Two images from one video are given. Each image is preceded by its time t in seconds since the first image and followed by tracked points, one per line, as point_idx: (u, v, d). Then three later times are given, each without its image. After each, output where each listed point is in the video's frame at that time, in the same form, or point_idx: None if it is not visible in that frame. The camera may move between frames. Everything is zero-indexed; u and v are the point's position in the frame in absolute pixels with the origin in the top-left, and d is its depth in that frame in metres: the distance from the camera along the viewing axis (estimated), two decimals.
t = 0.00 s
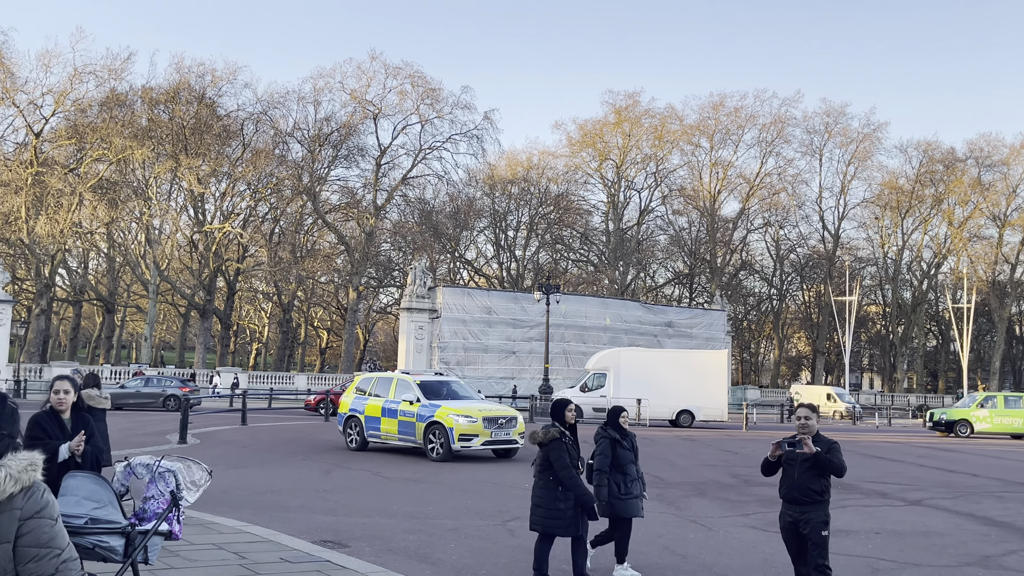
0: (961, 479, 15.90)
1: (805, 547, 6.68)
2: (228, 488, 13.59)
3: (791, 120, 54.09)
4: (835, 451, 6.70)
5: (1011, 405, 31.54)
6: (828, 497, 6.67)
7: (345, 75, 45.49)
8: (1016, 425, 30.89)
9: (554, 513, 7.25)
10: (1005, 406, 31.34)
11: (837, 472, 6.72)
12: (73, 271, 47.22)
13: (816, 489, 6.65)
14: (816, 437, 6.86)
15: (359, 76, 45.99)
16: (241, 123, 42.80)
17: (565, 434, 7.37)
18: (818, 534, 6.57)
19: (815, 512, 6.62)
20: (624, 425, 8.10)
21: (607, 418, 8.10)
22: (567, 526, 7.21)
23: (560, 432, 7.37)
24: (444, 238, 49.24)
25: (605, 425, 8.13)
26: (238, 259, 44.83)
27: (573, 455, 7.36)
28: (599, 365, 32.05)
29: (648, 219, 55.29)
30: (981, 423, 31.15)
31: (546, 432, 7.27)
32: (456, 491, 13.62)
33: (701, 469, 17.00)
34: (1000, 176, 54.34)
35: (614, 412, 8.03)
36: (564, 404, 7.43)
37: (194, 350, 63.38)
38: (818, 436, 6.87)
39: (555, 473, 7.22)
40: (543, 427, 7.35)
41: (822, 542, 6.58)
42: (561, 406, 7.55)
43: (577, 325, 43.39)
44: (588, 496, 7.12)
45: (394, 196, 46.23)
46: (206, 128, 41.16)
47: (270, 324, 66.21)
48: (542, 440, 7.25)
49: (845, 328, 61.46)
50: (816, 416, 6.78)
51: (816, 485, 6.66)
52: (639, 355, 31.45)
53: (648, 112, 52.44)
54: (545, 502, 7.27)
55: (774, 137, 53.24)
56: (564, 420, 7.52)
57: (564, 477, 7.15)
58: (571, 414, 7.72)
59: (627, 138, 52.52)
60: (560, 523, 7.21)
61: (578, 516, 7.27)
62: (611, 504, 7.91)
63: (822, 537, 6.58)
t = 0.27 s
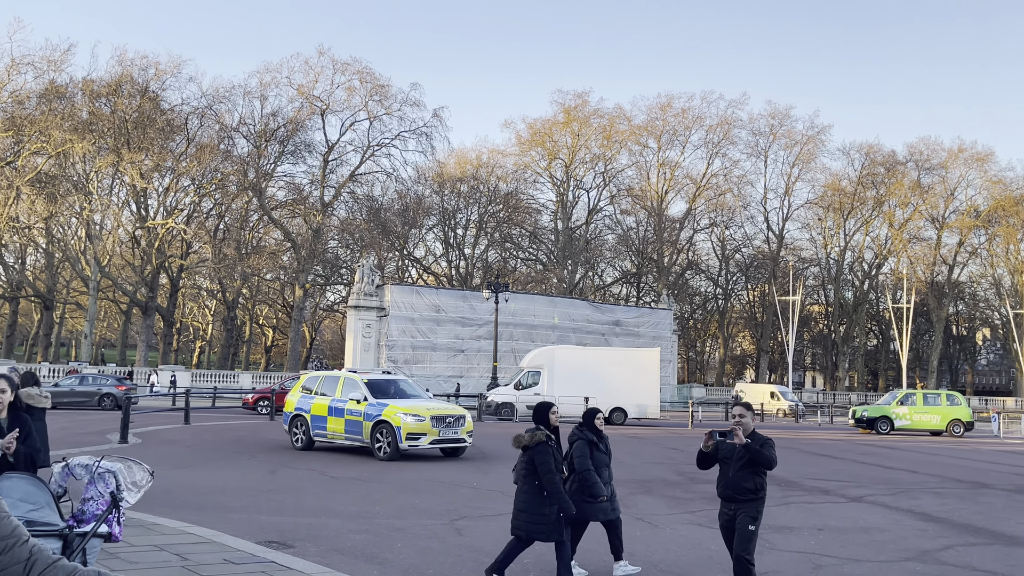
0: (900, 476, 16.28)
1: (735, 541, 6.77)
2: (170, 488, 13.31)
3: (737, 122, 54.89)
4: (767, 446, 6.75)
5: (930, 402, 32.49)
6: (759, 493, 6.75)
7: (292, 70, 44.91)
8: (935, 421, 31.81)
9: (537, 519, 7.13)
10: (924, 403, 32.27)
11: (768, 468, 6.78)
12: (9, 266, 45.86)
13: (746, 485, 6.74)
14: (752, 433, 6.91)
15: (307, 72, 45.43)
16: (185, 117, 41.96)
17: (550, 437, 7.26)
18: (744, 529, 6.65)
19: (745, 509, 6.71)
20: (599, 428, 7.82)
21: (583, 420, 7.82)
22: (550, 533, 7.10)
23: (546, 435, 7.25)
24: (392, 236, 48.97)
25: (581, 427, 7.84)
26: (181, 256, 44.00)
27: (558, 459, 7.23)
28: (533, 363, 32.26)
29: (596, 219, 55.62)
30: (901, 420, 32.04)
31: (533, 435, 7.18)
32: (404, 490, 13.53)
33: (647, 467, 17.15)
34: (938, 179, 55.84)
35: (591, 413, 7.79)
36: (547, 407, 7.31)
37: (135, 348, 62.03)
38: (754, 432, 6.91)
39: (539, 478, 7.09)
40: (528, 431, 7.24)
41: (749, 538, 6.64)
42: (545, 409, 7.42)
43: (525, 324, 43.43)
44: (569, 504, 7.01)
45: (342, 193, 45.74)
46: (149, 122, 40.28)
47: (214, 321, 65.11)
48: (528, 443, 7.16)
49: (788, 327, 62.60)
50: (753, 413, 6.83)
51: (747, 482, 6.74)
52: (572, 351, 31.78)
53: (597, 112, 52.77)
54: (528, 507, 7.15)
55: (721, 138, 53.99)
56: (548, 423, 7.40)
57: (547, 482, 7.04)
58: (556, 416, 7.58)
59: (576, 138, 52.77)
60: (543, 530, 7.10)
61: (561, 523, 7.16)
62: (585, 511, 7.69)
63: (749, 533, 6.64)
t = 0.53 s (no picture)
0: (843, 473, 16.63)
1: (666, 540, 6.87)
2: (110, 489, 13.01)
3: (685, 123, 55.55)
4: (697, 447, 6.78)
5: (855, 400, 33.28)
6: (691, 493, 6.81)
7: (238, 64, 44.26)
8: (858, 419, 32.61)
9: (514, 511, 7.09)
10: (849, 401, 33.03)
11: (699, 469, 6.83)
12: None
13: (677, 486, 6.81)
14: (686, 432, 6.92)
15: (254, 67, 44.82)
16: (128, 111, 41.08)
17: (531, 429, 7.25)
18: (672, 531, 6.74)
19: (675, 509, 6.78)
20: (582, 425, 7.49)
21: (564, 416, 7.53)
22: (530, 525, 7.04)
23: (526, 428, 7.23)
24: (341, 234, 48.64)
25: (563, 424, 7.53)
26: (124, 253, 43.08)
27: (536, 451, 7.19)
28: (469, 361, 32.29)
29: (545, 218, 55.79)
30: (826, 417, 32.79)
31: (511, 427, 7.19)
32: (350, 490, 13.42)
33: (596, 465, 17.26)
34: (879, 182, 57.17)
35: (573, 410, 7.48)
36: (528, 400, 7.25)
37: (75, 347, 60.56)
38: (688, 430, 6.92)
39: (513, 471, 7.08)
40: (509, 423, 7.25)
41: (678, 539, 6.73)
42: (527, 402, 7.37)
43: (475, 322, 43.37)
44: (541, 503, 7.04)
45: (289, 190, 45.18)
46: (91, 115, 39.35)
47: (158, 320, 63.89)
48: (507, 435, 7.17)
49: (734, 326, 63.52)
50: (686, 412, 6.84)
51: (678, 483, 6.81)
52: (508, 350, 32.03)
53: (547, 111, 52.97)
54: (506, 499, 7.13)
55: (669, 139, 54.60)
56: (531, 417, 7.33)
57: (519, 474, 7.04)
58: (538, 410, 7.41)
59: (526, 137, 52.88)
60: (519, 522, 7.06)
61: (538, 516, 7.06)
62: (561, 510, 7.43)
63: (678, 534, 6.73)
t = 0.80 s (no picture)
0: (790, 471, 16.91)
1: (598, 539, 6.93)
2: (50, 491, 12.69)
3: (636, 124, 56.00)
4: (621, 447, 6.80)
5: (786, 398, 33.96)
6: (620, 494, 6.82)
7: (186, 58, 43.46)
8: (789, 416, 33.30)
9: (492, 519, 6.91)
10: (781, 399, 33.75)
11: (627, 469, 6.81)
12: None
13: (603, 486, 6.83)
14: (617, 432, 6.98)
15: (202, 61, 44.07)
16: (71, 105, 40.05)
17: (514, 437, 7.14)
18: (602, 532, 6.80)
19: (604, 508, 6.82)
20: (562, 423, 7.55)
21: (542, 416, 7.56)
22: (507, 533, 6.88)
23: (509, 435, 7.14)
24: (290, 232, 48.14)
25: (543, 423, 7.54)
26: (66, 250, 42.00)
27: (518, 459, 7.07)
28: (407, 360, 32.14)
29: (497, 217, 55.78)
30: (759, 415, 33.38)
31: (495, 433, 7.09)
32: (299, 490, 13.28)
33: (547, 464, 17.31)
34: (826, 184, 58.28)
35: (552, 409, 7.54)
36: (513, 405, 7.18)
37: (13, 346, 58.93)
38: (621, 430, 6.98)
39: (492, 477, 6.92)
40: (493, 429, 7.15)
41: (610, 541, 6.78)
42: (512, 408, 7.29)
43: (426, 321, 43.18)
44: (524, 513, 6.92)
45: (238, 186, 44.46)
46: (32, 109, 38.28)
47: (102, 318, 62.52)
48: (489, 441, 7.06)
49: (684, 326, 64.21)
50: (617, 413, 6.92)
51: (604, 483, 6.83)
52: (447, 349, 31.96)
53: (500, 111, 53.00)
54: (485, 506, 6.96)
55: (620, 140, 54.99)
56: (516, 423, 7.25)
57: (496, 480, 6.88)
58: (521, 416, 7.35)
59: (478, 136, 52.81)
60: (495, 529, 6.89)
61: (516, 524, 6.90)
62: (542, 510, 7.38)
63: (609, 535, 6.78)
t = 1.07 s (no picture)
0: (743, 472, 17.11)
1: (533, 543, 6.67)
2: None
3: (591, 126, 56.32)
4: (551, 451, 6.53)
5: (723, 398, 34.44)
6: (550, 495, 6.57)
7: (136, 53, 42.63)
8: (726, 417, 33.78)
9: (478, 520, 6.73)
10: (718, 399, 34.29)
11: (558, 471, 6.56)
12: None
13: (536, 488, 6.57)
14: (551, 433, 6.67)
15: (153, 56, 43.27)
16: (16, 99, 38.99)
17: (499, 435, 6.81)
18: (539, 535, 6.57)
19: (538, 512, 6.57)
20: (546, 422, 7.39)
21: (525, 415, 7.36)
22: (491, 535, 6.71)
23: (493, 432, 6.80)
24: (242, 231, 47.55)
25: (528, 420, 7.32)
26: (10, 248, 40.93)
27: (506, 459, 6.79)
28: (350, 360, 31.89)
29: (453, 217, 55.65)
30: (696, 415, 33.82)
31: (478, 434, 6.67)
32: (250, 493, 13.10)
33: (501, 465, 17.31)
34: (778, 187, 59.19)
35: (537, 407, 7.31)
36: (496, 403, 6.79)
37: None
38: (554, 432, 6.67)
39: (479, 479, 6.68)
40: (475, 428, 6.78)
41: (549, 543, 6.58)
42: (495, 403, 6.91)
43: (381, 321, 42.86)
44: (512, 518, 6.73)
45: (189, 184, 43.67)
46: None
47: (47, 317, 61.12)
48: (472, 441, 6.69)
49: (638, 327, 64.75)
50: (551, 414, 6.57)
51: (537, 485, 6.57)
52: (390, 348, 31.91)
53: (456, 111, 52.89)
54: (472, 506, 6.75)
55: (576, 141, 55.24)
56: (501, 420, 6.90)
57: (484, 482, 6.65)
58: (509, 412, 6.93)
59: (434, 136, 52.61)
60: (481, 531, 6.72)
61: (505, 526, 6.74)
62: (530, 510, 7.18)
63: (547, 538, 6.56)
